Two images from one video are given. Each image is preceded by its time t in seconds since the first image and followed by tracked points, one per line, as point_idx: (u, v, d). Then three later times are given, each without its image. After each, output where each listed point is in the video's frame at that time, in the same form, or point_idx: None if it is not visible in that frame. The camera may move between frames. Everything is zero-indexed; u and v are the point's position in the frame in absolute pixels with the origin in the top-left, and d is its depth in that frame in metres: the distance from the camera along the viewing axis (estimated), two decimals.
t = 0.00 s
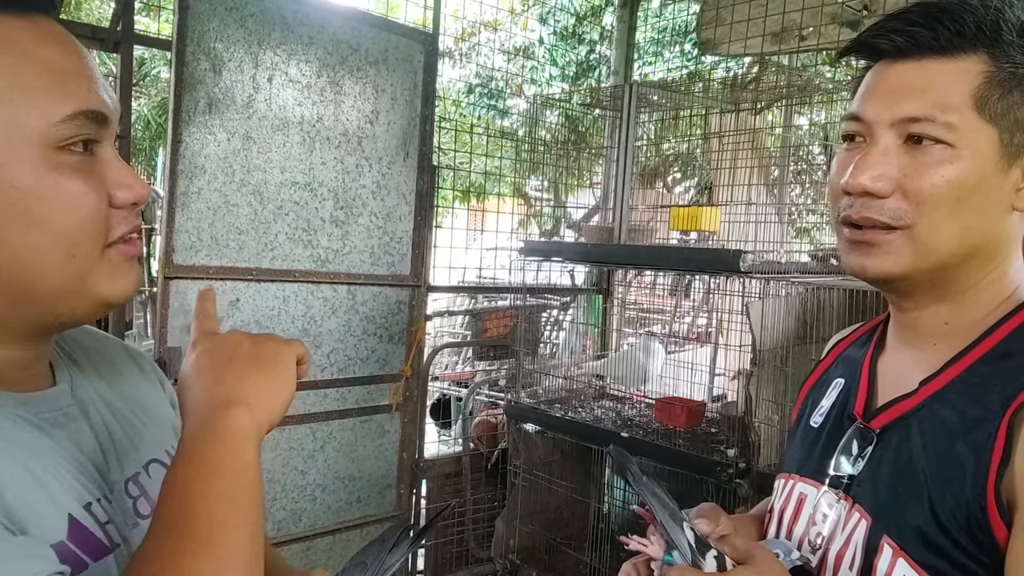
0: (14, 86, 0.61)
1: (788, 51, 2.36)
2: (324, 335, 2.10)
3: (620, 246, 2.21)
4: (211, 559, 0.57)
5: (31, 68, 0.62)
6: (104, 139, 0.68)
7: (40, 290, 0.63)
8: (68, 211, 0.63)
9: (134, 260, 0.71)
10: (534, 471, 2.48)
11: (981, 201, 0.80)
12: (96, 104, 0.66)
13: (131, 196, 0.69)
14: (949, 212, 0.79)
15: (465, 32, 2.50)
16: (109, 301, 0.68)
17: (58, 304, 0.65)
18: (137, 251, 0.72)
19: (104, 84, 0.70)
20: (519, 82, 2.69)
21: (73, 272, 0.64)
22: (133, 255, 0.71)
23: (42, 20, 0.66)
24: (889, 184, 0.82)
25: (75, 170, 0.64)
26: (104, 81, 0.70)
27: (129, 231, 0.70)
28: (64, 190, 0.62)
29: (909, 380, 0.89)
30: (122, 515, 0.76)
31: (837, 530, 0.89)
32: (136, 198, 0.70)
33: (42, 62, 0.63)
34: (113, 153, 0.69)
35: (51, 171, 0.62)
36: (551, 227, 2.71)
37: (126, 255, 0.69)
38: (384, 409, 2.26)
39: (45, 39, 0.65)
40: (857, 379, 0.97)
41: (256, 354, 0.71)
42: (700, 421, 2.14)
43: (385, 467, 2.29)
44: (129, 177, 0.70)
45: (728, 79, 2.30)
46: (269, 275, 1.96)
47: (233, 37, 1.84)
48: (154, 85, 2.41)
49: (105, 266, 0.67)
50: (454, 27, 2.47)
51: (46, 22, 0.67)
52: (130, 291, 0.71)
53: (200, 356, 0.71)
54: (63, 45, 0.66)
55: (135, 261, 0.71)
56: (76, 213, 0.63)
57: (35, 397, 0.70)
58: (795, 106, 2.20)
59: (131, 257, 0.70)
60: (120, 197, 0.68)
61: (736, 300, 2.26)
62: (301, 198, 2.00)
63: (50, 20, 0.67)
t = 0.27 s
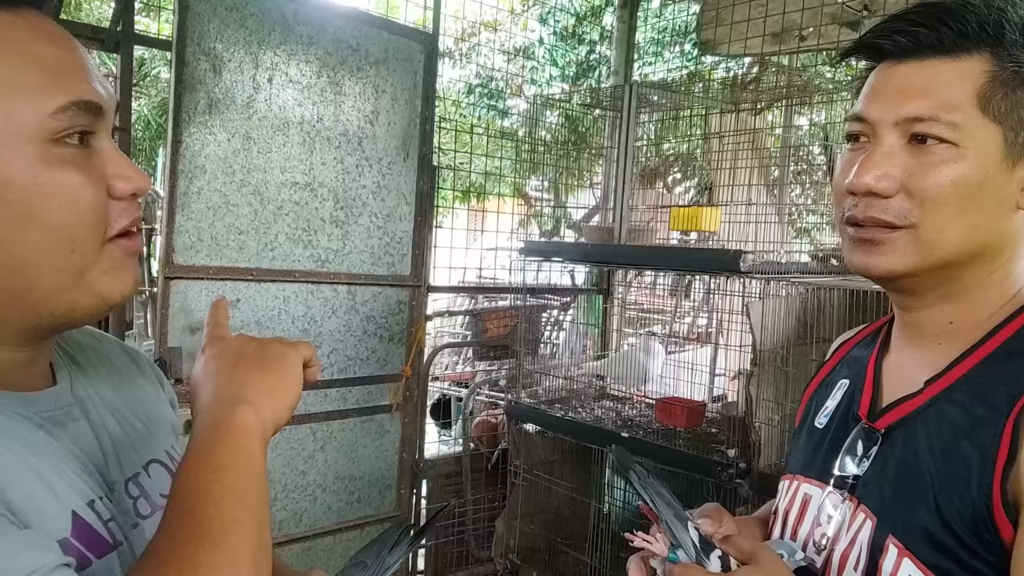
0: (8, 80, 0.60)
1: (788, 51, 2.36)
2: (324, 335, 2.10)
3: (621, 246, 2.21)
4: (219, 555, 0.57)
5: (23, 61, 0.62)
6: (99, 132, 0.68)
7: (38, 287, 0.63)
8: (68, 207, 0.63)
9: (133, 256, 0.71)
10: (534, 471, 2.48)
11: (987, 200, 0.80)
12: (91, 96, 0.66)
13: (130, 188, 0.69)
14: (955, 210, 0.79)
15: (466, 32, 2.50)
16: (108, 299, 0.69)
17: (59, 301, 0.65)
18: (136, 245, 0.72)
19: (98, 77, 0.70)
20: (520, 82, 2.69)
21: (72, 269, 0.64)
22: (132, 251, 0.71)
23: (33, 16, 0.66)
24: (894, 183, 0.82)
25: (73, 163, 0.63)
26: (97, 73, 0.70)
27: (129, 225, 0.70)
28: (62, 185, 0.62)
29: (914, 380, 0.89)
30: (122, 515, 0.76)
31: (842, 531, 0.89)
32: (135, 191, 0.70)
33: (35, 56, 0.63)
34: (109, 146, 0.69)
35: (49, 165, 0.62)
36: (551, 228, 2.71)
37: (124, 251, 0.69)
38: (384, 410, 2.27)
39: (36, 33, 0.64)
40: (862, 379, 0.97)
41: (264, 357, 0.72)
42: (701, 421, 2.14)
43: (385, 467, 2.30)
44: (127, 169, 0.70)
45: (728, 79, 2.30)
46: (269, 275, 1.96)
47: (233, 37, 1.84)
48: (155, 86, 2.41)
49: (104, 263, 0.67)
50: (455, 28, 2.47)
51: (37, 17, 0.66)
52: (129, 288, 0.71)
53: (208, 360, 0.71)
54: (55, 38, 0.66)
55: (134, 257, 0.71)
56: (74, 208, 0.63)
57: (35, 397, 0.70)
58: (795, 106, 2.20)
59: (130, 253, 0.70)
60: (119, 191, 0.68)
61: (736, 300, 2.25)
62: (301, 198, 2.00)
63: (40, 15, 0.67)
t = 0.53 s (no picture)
0: None
1: (789, 51, 2.36)
2: (324, 335, 2.10)
3: (621, 246, 2.21)
4: None
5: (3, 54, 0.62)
6: (85, 126, 0.68)
7: (28, 281, 0.63)
8: (52, 199, 0.63)
9: (124, 247, 0.71)
10: (534, 471, 2.47)
11: (994, 201, 0.80)
12: (73, 89, 0.66)
13: (117, 180, 0.69)
14: (963, 210, 0.79)
15: (466, 32, 2.50)
16: (100, 288, 0.68)
17: (49, 293, 0.65)
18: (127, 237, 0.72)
19: (85, 71, 0.70)
20: (520, 82, 2.69)
21: (60, 260, 0.64)
22: (122, 241, 0.71)
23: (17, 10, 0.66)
24: (901, 183, 0.82)
25: (57, 156, 0.64)
26: (84, 68, 0.70)
27: (116, 216, 0.70)
28: (46, 176, 0.62)
29: (920, 381, 0.89)
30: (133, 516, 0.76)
31: (847, 533, 0.89)
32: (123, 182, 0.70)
33: (17, 49, 0.63)
34: (94, 139, 0.69)
35: (32, 157, 0.62)
36: (551, 227, 2.71)
37: (113, 241, 0.69)
38: (384, 409, 2.26)
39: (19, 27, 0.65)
40: (867, 379, 0.97)
41: (271, 376, 0.63)
42: (700, 422, 2.14)
43: (386, 467, 2.30)
44: (114, 163, 0.70)
45: (728, 79, 2.29)
46: (269, 275, 1.96)
47: (233, 37, 1.84)
48: (154, 85, 2.41)
49: (92, 254, 0.66)
50: (455, 27, 2.47)
51: (22, 13, 0.67)
52: (120, 280, 0.71)
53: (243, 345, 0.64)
54: (39, 32, 0.66)
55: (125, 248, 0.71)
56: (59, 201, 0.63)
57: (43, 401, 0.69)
58: (796, 106, 2.20)
59: (120, 244, 0.70)
60: (106, 183, 0.68)
61: (736, 300, 2.26)
62: (301, 198, 2.00)
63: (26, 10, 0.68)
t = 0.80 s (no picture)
0: (27, 58, 0.65)
1: (788, 51, 2.36)
2: (324, 336, 2.10)
3: (621, 245, 2.21)
4: None
5: (40, 43, 0.67)
6: (114, 117, 0.72)
7: (57, 263, 0.65)
8: (87, 176, 0.66)
9: (151, 242, 0.74)
10: (533, 471, 2.49)
11: (985, 200, 0.79)
12: (105, 80, 0.71)
13: (145, 170, 0.73)
14: (951, 208, 0.79)
15: (465, 32, 2.50)
16: (126, 281, 0.70)
17: (75, 278, 0.66)
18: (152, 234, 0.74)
19: (114, 70, 0.75)
20: (519, 82, 2.69)
21: (91, 240, 0.66)
22: (150, 242, 0.74)
23: (50, 11, 0.72)
24: (889, 180, 0.82)
25: (89, 136, 0.68)
26: (112, 67, 0.75)
27: (144, 206, 0.73)
28: (80, 153, 0.66)
29: (924, 380, 0.89)
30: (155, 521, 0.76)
31: (849, 532, 0.89)
32: (149, 175, 0.74)
33: (53, 39, 0.68)
34: (123, 130, 0.73)
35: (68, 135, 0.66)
36: (551, 227, 2.71)
37: (141, 237, 0.72)
38: (384, 409, 2.26)
39: (53, 23, 0.70)
40: (871, 378, 0.97)
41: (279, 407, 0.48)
42: (700, 422, 2.14)
43: (386, 467, 2.30)
44: (142, 153, 0.74)
45: (728, 79, 2.26)
46: (269, 275, 1.96)
47: (233, 37, 1.84)
48: (154, 85, 2.41)
49: (121, 240, 0.69)
50: (455, 27, 2.47)
51: (56, 14, 0.72)
52: (146, 277, 0.73)
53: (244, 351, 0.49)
54: (71, 29, 0.72)
55: (151, 244, 0.74)
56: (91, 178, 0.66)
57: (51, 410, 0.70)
58: (795, 106, 2.20)
59: (146, 240, 0.73)
60: (133, 171, 0.71)
61: (735, 300, 2.27)
62: (301, 197, 2.00)
63: (58, 14, 0.73)
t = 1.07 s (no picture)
0: (43, 63, 0.67)
1: (789, 52, 2.36)
2: (324, 335, 2.10)
3: (621, 245, 2.21)
4: None
5: (59, 48, 0.69)
6: (128, 122, 0.74)
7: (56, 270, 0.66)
8: (94, 183, 0.67)
9: (158, 247, 0.74)
10: (533, 471, 2.47)
11: (983, 195, 0.79)
12: (121, 88, 0.72)
13: (155, 180, 0.74)
14: (950, 204, 0.79)
15: (466, 32, 2.51)
16: (130, 286, 0.71)
17: (77, 283, 0.68)
18: (159, 239, 0.75)
19: (131, 79, 0.77)
20: (520, 82, 2.69)
21: (94, 246, 0.67)
22: (157, 244, 0.75)
23: (73, 16, 0.74)
24: (887, 178, 0.82)
25: (100, 144, 0.69)
26: (130, 75, 0.77)
27: (152, 217, 0.74)
28: (89, 160, 0.67)
29: (930, 382, 0.88)
30: (134, 532, 0.75)
31: (851, 533, 0.88)
32: (160, 183, 0.75)
33: (72, 45, 0.70)
34: (136, 137, 0.75)
35: (80, 142, 0.67)
36: (551, 227, 2.71)
37: (148, 240, 0.73)
38: (384, 409, 2.27)
39: (75, 28, 0.72)
40: (878, 380, 0.97)
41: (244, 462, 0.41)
42: (700, 422, 2.14)
43: (386, 467, 2.30)
44: (153, 163, 0.75)
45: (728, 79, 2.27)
46: (269, 275, 1.96)
47: (233, 37, 1.84)
48: (154, 85, 2.41)
49: (126, 247, 0.70)
50: (455, 27, 2.47)
51: (80, 20, 0.75)
52: (152, 281, 0.73)
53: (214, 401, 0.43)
54: (92, 35, 0.73)
55: (158, 249, 0.75)
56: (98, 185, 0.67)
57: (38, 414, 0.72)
58: (795, 106, 2.20)
59: (152, 243, 0.74)
60: (143, 179, 0.73)
61: (736, 300, 2.27)
62: (301, 198, 2.00)
63: (80, 18, 0.75)
